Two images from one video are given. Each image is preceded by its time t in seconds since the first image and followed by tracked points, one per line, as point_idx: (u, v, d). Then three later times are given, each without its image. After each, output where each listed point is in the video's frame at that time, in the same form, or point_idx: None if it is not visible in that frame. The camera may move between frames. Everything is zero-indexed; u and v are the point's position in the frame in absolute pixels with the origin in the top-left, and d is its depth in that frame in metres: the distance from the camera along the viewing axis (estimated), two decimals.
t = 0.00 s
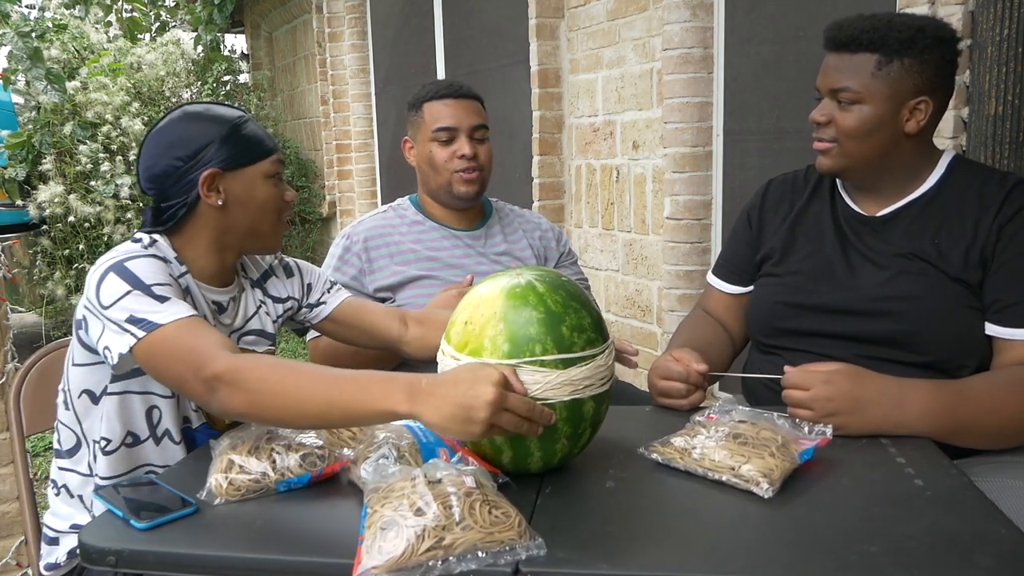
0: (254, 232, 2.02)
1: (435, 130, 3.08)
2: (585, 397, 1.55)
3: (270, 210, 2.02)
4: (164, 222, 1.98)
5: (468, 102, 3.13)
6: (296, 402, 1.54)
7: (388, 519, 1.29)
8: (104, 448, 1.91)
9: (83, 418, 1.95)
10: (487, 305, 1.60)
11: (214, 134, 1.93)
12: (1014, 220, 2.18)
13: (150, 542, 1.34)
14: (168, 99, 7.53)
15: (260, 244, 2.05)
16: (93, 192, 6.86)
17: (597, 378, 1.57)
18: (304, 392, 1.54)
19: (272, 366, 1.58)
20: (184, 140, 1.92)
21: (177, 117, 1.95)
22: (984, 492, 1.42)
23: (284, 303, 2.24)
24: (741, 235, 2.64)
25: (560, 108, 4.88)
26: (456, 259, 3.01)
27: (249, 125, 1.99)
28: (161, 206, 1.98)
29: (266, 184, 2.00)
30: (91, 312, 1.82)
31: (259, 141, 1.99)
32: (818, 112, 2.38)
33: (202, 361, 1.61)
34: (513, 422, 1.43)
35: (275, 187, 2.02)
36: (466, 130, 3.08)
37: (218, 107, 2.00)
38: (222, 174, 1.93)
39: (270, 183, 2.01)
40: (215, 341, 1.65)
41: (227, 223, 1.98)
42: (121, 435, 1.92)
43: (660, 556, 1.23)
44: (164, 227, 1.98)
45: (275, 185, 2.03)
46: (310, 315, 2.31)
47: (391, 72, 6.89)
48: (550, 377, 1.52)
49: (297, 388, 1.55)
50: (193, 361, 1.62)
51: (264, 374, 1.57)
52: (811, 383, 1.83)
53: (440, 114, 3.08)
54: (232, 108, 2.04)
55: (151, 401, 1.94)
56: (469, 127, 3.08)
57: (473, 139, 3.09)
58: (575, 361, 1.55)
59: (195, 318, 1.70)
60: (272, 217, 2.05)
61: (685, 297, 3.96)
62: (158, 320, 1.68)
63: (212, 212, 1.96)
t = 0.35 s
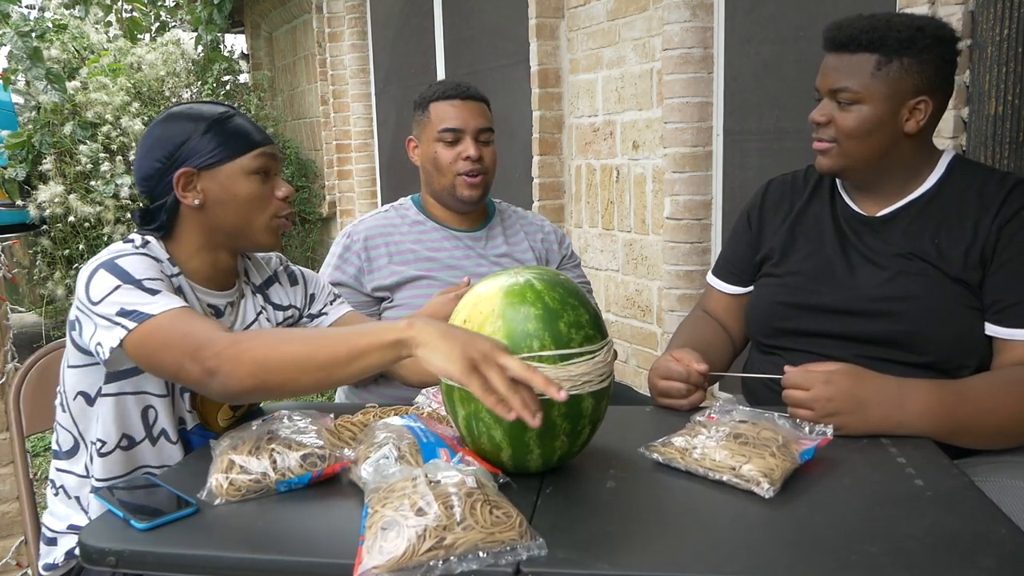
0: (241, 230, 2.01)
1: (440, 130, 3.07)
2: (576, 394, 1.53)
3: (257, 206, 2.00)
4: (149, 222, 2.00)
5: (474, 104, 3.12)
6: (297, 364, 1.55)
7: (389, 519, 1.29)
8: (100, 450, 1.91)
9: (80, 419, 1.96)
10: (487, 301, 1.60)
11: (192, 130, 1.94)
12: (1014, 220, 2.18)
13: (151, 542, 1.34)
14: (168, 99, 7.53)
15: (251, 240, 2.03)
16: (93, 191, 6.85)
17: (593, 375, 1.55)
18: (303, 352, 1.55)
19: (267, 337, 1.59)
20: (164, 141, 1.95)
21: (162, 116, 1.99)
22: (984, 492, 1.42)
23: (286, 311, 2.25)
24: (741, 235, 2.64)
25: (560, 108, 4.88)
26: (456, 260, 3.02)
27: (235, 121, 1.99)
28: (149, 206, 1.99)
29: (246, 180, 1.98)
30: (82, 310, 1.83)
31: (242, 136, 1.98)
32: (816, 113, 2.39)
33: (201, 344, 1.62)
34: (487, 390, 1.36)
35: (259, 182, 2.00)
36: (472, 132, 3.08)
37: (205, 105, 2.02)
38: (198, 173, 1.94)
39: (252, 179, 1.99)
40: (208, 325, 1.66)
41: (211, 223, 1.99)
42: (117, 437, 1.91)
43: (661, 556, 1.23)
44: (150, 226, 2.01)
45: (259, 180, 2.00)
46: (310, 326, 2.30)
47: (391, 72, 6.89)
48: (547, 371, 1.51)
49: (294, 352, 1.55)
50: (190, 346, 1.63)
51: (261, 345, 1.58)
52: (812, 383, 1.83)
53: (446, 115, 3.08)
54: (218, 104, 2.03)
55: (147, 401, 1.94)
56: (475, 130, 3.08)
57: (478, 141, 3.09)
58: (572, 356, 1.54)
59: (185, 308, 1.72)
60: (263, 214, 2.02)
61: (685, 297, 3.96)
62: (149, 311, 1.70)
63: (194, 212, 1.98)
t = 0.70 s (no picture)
0: (241, 237, 1.98)
1: (440, 131, 3.08)
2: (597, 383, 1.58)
3: (252, 212, 1.95)
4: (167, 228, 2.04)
5: (477, 106, 3.12)
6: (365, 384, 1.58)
7: (386, 519, 1.29)
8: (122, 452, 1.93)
9: (99, 422, 1.95)
10: (509, 300, 1.59)
11: (198, 133, 1.96)
12: (1014, 219, 2.18)
13: (149, 542, 1.34)
14: (168, 99, 7.53)
15: (251, 246, 1.99)
16: (93, 192, 6.85)
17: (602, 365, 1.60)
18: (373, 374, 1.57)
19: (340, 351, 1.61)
20: (170, 150, 1.98)
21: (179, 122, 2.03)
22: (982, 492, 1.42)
23: (292, 310, 2.28)
24: (740, 235, 2.64)
25: (560, 108, 4.88)
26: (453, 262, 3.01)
27: (245, 124, 1.98)
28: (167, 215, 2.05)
29: (243, 186, 1.94)
30: (116, 318, 1.79)
31: (249, 139, 1.96)
32: (815, 114, 2.39)
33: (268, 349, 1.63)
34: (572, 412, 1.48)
35: (258, 187, 1.95)
36: (472, 133, 3.07)
37: (220, 110, 2.03)
38: (196, 180, 1.96)
39: (248, 184, 1.94)
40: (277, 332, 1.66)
41: (215, 229, 1.99)
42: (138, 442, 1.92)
43: (659, 556, 1.23)
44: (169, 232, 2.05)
45: (258, 186, 1.95)
46: (313, 325, 2.33)
47: (391, 72, 6.89)
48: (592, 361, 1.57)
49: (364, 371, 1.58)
50: (256, 349, 1.64)
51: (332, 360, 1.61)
52: (811, 383, 1.83)
53: (446, 115, 3.08)
54: (233, 108, 2.03)
55: (171, 407, 1.94)
56: (475, 131, 3.08)
57: (478, 143, 3.09)
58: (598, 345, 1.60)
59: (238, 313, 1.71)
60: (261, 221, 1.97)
61: (685, 297, 3.96)
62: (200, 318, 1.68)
63: (200, 220, 2.00)
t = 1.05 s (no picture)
0: (264, 252, 2.00)
1: (440, 131, 3.08)
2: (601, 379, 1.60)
3: (276, 229, 1.97)
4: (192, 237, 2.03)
5: (477, 106, 3.12)
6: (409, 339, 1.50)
7: (387, 519, 1.29)
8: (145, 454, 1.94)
9: (117, 425, 1.94)
10: (501, 298, 1.59)
11: (229, 146, 1.95)
12: (1014, 219, 2.18)
13: (150, 542, 1.34)
14: (168, 99, 7.53)
15: (269, 258, 2.01)
16: (93, 191, 6.85)
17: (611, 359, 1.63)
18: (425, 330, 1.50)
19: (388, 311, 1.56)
20: (195, 161, 1.98)
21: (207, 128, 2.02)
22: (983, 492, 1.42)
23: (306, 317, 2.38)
24: (740, 236, 2.64)
25: (560, 108, 4.89)
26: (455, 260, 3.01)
27: (276, 139, 1.98)
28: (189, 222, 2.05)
29: (269, 205, 1.95)
30: (157, 322, 1.74)
31: (280, 157, 1.96)
32: (816, 115, 2.39)
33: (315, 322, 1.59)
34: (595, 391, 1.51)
35: (285, 206, 1.97)
36: (472, 134, 3.08)
37: (249, 120, 2.03)
38: (223, 194, 1.97)
39: (275, 203, 1.96)
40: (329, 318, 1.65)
41: (240, 242, 2.00)
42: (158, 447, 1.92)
43: (661, 556, 1.23)
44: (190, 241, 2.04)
45: (284, 204, 1.97)
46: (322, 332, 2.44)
47: (391, 72, 6.89)
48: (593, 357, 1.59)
49: (411, 330, 1.51)
50: (308, 320, 1.60)
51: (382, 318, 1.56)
52: (812, 383, 1.83)
53: (446, 115, 3.09)
54: (261, 120, 2.02)
55: (193, 413, 1.92)
56: (476, 132, 3.09)
57: (478, 144, 3.10)
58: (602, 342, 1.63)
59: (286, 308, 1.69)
60: (284, 238, 1.99)
61: (685, 298, 3.96)
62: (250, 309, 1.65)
63: (225, 232, 2.01)
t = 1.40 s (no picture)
0: (256, 250, 1.99)
1: (441, 131, 3.08)
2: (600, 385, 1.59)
3: (268, 228, 1.96)
4: (187, 231, 2.05)
5: (478, 107, 3.12)
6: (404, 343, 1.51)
7: (388, 519, 1.29)
8: (144, 453, 1.96)
9: (118, 425, 1.94)
10: (508, 302, 1.59)
11: (228, 142, 1.97)
12: (1015, 219, 2.17)
13: (150, 542, 1.34)
14: (168, 99, 7.53)
15: (262, 259, 2.00)
16: (92, 191, 6.84)
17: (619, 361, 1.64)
18: (421, 333, 1.51)
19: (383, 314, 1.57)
20: (197, 156, 2.00)
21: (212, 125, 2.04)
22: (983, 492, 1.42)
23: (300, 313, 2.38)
24: (740, 236, 2.64)
25: (560, 108, 4.89)
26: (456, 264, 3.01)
27: (278, 139, 1.99)
28: (189, 219, 2.06)
29: (262, 203, 1.95)
30: (156, 315, 1.74)
31: (279, 155, 1.97)
32: (822, 115, 2.37)
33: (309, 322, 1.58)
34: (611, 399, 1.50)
35: (278, 205, 1.96)
36: (473, 135, 3.08)
37: (254, 120, 2.04)
38: (219, 191, 1.98)
39: (269, 202, 1.95)
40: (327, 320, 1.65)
41: (233, 239, 2.00)
42: (160, 444, 1.94)
43: (663, 556, 1.23)
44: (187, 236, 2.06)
45: (278, 203, 1.96)
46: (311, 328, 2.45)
47: (391, 72, 6.89)
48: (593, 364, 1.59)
49: (404, 334, 1.52)
50: (304, 316, 1.59)
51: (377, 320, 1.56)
52: (813, 383, 1.83)
53: (448, 115, 3.08)
54: (268, 120, 2.04)
55: (191, 411, 1.94)
56: (477, 133, 3.08)
57: (479, 144, 3.09)
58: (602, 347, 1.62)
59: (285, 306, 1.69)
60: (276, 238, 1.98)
61: (685, 297, 3.96)
62: (248, 300, 1.66)
63: (220, 228, 2.01)
